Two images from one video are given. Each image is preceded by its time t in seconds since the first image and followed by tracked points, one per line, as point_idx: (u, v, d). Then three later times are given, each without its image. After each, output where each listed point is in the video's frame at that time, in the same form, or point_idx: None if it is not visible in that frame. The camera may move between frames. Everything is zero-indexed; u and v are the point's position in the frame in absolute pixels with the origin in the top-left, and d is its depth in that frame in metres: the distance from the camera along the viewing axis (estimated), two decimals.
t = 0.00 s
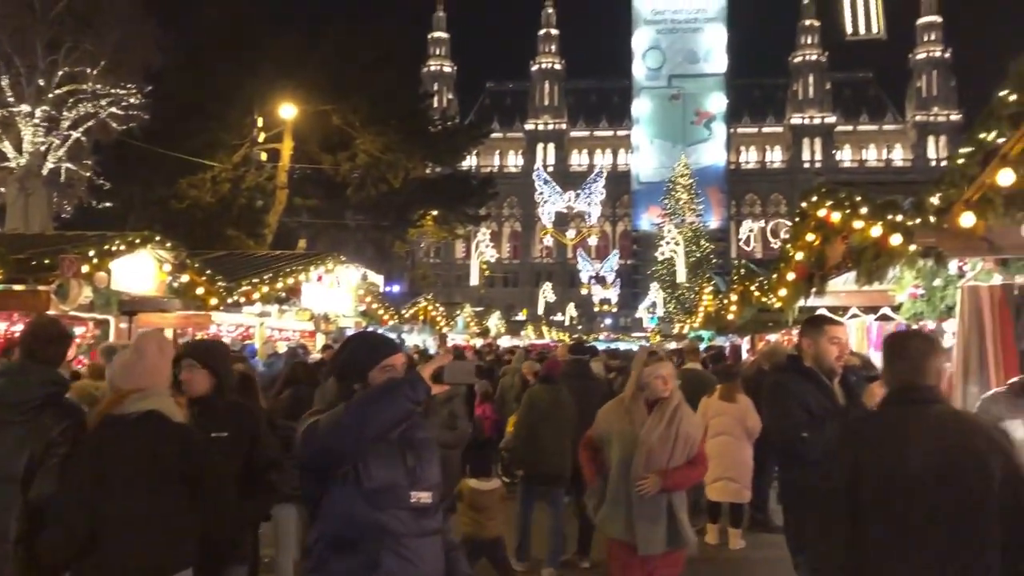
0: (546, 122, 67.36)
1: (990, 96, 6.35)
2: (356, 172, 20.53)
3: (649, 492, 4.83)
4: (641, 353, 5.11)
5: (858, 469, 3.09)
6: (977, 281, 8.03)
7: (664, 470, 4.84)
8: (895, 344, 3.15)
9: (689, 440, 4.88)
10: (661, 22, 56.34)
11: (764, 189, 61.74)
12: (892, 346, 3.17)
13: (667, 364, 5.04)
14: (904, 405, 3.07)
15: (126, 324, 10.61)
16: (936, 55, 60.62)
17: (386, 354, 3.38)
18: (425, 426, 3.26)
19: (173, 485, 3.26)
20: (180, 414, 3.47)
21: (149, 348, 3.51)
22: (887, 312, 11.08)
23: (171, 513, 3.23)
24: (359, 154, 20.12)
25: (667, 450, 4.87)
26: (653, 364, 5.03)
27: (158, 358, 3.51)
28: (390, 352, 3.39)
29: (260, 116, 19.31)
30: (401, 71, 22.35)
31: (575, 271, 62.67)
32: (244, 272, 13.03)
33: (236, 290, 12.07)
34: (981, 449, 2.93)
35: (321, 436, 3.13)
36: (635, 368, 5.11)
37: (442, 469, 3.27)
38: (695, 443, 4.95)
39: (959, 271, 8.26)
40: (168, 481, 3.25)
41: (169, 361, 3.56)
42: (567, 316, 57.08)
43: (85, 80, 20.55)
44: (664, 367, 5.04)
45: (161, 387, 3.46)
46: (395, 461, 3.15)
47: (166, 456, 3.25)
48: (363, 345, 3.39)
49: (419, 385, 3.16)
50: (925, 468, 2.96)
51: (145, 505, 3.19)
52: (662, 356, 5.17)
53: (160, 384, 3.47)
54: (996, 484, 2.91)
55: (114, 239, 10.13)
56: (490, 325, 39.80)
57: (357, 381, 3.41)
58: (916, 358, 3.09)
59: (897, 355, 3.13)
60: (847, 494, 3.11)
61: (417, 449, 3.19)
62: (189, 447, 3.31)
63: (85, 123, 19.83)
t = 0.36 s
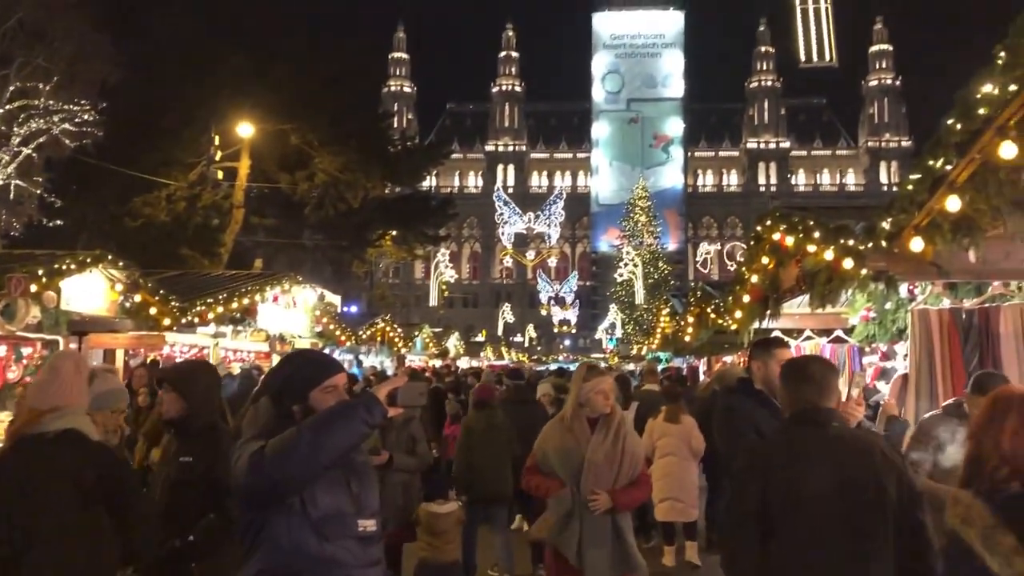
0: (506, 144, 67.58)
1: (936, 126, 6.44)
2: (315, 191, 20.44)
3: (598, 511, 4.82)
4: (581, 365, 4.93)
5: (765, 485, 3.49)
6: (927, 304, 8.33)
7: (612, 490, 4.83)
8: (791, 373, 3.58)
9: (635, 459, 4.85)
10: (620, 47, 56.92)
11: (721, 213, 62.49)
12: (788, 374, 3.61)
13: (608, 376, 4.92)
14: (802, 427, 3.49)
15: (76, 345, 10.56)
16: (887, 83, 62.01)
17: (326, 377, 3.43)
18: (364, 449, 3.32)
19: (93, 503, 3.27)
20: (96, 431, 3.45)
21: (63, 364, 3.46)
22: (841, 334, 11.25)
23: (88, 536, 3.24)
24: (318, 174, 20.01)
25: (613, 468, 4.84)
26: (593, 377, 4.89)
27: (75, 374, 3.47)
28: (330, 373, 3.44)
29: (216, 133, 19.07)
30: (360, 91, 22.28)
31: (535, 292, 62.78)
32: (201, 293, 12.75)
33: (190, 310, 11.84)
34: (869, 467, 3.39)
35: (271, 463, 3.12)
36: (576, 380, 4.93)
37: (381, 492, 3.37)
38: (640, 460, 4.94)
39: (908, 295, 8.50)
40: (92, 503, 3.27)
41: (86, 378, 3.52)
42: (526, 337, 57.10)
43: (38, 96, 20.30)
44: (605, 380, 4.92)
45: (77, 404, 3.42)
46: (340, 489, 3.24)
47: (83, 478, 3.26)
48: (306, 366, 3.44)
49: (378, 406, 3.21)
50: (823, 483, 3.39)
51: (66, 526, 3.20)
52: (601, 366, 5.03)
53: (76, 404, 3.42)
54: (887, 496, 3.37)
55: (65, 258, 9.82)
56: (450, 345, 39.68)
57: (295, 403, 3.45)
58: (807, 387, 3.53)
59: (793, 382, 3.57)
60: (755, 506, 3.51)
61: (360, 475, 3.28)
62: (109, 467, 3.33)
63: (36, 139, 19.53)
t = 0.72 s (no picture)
0: (480, 167, 67.71)
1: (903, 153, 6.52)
2: (288, 216, 20.38)
3: (567, 556, 4.62)
4: (552, 397, 4.94)
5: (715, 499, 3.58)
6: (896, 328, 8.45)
7: (582, 533, 4.67)
8: (735, 402, 3.68)
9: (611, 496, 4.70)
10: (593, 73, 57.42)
11: (694, 236, 62.91)
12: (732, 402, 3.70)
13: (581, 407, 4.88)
14: (749, 454, 3.59)
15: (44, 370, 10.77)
16: (856, 109, 62.91)
17: (295, 406, 3.42)
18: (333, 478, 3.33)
19: (51, 526, 3.28)
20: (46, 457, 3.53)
21: (10, 393, 3.58)
22: (811, 357, 11.35)
23: (41, 565, 3.23)
24: (291, 198, 19.95)
25: (586, 508, 4.70)
26: (565, 408, 4.86)
27: (22, 404, 3.59)
28: (298, 401, 3.43)
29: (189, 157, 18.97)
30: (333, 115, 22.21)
31: (509, 315, 62.83)
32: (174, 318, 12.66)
33: (161, 335, 11.74)
34: (814, 494, 3.54)
35: (238, 497, 3.11)
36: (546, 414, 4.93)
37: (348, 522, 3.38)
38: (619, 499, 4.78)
39: (877, 318, 8.59)
40: (48, 526, 3.28)
41: (34, 409, 3.64)
42: (501, 361, 57.04)
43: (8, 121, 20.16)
44: (579, 411, 4.88)
45: (25, 431, 3.52)
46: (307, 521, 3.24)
47: (38, 505, 3.26)
48: (274, 396, 3.43)
49: (346, 437, 3.21)
50: (774, 505, 3.50)
51: (23, 550, 3.20)
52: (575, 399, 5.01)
53: (28, 432, 3.57)
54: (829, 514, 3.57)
55: (33, 284, 9.77)
56: (424, 369, 39.58)
57: (262, 432, 3.43)
58: (756, 417, 3.62)
59: (738, 411, 3.66)
60: (702, 529, 3.58)
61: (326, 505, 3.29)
62: (65, 491, 3.36)
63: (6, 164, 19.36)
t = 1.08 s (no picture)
0: (458, 195, 67.82)
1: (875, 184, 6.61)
2: (264, 242, 20.27)
3: None
4: (528, 419, 4.70)
5: (655, 517, 3.77)
6: (871, 354, 8.50)
7: (544, 564, 4.34)
8: (679, 425, 3.94)
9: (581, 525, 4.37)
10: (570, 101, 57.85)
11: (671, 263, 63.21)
12: (676, 425, 3.96)
13: (554, 429, 4.60)
14: (688, 470, 3.80)
15: (15, 400, 11.01)
16: (829, 138, 63.80)
17: (267, 437, 3.39)
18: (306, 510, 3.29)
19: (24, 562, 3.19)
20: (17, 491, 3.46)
21: None
22: (787, 384, 11.38)
23: None
24: (268, 224, 19.85)
25: (552, 541, 4.36)
26: (538, 429, 4.60)
27: None
28: (273, 431, 3.41)
29: (165, 183, 18.81)
30: (311, 142, 22.20)
31: (488, 342, 62.66)
32: (146, 345, 12.50)
33: (134, 363, 11.56)
34: (747, 515, 3.69)
35: (206, 531, 3.06)
36: (520, 436, 4.69)
37: (320, 554, 3.33)
38: (590, 532, 4.44)
39: (852, 345, 8.65)
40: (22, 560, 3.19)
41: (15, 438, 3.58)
42: (479, 388, 56.82)
43: None
44: (553, 432, 4.60)
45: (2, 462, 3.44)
46: (278, 555, 3.20)
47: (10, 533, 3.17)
48: (248, 426, 3.39)
49: (314, 469, 3.18)
50: (710, 522, 3.65)
51: None
52: (554, 421, 4.74)
53: (8, 462, 3.90)
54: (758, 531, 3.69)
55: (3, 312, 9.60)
56: (402, 398, 39.30)
57: (233, 464, 3.38)
58: (694, 438, 3.85)
59: (682, 432, 3.91)
60: (644, 538, 3.78)
61: (300, 539, 3.25)
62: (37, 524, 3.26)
63: None
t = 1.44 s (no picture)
0: (438, 219, 67.85)
1: (848, 212, 6.69)
2: (243, 266, 20.19)
3: None
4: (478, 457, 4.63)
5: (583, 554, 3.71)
6: (847, 380, 8.58)
7: None
8: (617, 454, 3.91)
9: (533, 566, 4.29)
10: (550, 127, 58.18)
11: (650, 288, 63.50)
12: (613, 454, 3.93)
13: (501, 465, 4.51)
14: (619, 502, 3.79)
15: None
16: (806, 165, 64.58)
17: (237, 466, 3.34)
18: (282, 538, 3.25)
19: None
20: None
21: None
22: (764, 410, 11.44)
23: None
24: (246, 249, 19.78)
25: None
26: (486, 468, 4.53)
27: None
28: (247, 459, 3.37)
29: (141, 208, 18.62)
30: (291, 167, 22.20)
31: (467, 367, 62.47)
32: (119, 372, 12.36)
33: (109, 389, 11.41)
34: (675, 544, 3.63)
35: (179, 560, 3.02)
36: (471, 475, 4.62)
37: None
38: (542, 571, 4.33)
39: (829, 370, 8.67)
40: None
41: None
42: (459, 414, 56.59)
43: None
44: (500, 469, 4.52)
45: None
46: None
47: None
48: (221, 455, 3.35)
49: (289, 497, 3.14)
50: (634, 559, 3.62)
51: None
52: (505, 457, 4.65)
53: None
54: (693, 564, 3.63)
55: None
56: (381, 424, 39.06)
57: (206, 492, 3.34)
58: (630, 465, 3.86)
59: (621, 461, 3.89)
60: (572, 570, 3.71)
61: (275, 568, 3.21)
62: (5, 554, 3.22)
63: None
